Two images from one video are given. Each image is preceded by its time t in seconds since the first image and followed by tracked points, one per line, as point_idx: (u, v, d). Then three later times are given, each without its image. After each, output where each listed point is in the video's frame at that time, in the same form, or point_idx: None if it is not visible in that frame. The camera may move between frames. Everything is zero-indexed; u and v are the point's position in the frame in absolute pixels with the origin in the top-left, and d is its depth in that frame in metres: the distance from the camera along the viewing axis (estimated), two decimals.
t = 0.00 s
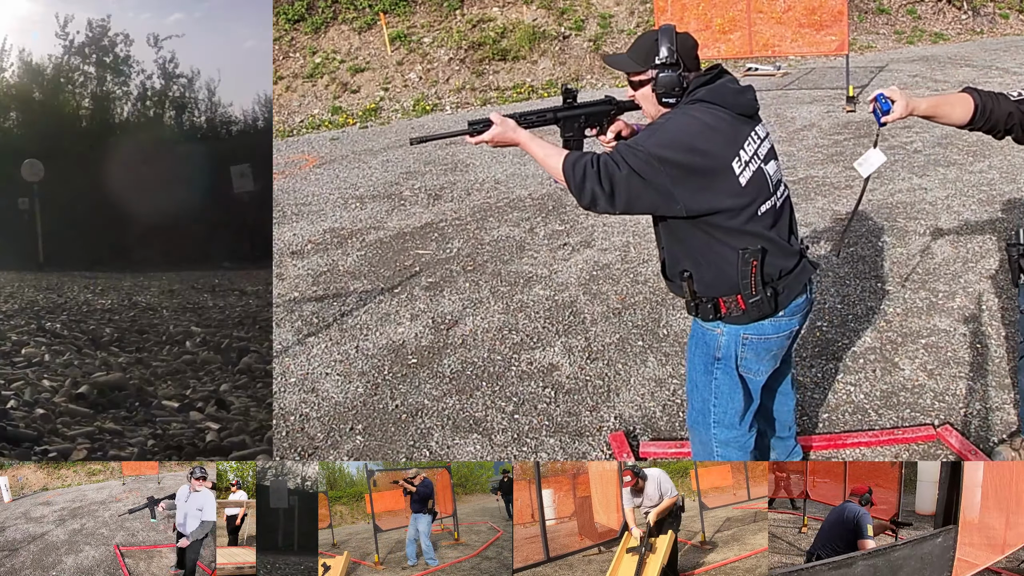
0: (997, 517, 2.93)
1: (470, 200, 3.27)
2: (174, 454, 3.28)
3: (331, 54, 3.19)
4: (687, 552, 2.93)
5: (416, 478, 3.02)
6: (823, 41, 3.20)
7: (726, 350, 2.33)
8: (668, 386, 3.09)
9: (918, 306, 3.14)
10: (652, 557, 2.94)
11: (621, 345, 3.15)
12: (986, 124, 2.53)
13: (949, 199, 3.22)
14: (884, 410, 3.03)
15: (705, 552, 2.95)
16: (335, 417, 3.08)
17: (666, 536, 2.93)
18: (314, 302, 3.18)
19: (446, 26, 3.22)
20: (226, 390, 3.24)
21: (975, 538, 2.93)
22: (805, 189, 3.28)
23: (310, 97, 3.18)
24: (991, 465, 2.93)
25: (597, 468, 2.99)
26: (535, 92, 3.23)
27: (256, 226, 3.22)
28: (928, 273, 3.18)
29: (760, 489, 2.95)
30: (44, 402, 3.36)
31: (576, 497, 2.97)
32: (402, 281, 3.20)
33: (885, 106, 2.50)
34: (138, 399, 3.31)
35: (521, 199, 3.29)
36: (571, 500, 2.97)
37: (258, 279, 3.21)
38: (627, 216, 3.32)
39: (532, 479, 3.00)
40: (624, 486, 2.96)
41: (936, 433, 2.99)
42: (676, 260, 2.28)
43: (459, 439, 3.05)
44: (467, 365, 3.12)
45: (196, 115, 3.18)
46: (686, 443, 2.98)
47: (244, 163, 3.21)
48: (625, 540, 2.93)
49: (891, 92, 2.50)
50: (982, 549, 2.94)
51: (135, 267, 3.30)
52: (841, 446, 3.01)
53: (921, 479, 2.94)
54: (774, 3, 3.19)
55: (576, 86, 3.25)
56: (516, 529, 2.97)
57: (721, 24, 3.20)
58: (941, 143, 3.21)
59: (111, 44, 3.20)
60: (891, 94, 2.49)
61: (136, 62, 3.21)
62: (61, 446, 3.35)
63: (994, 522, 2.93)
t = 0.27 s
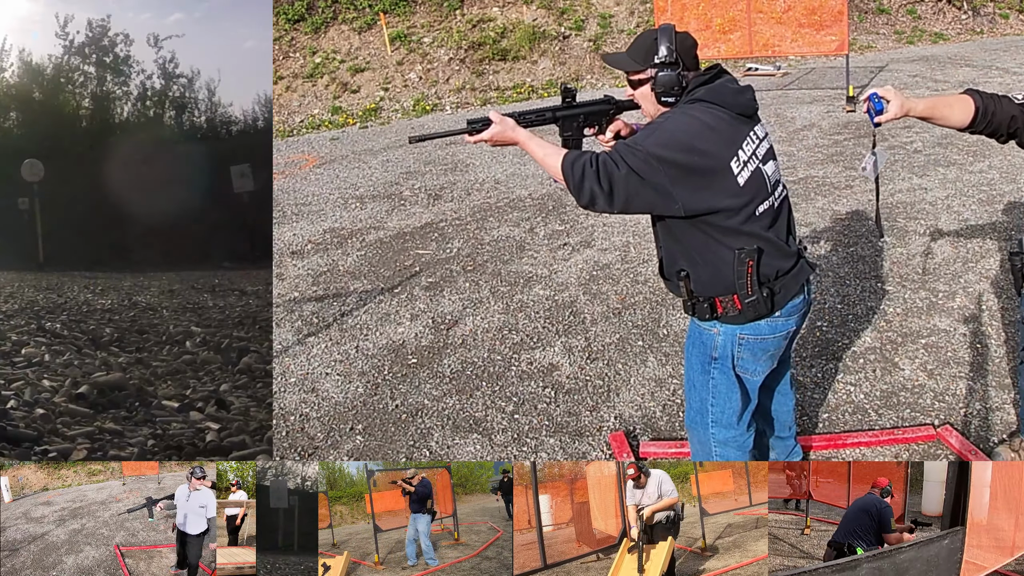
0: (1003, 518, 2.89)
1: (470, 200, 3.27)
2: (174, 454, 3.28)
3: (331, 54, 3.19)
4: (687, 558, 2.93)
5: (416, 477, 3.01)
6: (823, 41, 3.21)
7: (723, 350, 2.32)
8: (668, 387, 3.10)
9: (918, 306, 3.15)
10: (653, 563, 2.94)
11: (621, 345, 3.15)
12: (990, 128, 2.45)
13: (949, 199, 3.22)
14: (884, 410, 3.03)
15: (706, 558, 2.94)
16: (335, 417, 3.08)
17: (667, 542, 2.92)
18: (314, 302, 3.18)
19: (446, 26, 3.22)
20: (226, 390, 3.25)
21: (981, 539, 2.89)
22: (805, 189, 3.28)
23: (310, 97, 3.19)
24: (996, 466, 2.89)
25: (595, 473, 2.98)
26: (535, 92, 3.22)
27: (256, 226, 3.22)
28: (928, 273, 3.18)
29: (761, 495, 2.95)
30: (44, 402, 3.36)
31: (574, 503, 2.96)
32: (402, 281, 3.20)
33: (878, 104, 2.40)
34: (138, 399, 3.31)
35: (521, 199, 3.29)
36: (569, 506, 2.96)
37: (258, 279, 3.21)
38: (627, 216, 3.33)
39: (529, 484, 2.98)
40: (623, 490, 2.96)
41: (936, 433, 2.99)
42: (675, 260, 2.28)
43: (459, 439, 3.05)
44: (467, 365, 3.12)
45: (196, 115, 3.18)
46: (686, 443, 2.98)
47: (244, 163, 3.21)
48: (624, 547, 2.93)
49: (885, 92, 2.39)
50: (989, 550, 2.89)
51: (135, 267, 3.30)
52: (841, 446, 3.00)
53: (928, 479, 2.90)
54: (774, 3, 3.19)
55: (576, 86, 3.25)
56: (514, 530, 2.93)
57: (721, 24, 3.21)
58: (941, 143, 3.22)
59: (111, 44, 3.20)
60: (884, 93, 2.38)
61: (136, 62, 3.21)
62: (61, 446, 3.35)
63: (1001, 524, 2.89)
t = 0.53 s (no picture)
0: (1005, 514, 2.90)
1: (470, 200, 3.28)
2: (174, 454, 3.28)
3: (331, 54, 3.18)
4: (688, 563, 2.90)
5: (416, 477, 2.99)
6: (823, 41, 3.20)
7: (724, 350, 2.32)
8: (668, 387, 3.09)
9: (917, 306, 3.15)
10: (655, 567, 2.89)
11: (621, 345, 3.15)
12: (993, 131, 2.37)
13: (949, 199, 3.22)
14: (884, 410, 3.03)
15: (706, 564, 2.91)
16: (335, 417, 3.08)
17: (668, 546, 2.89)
18: (314, 302, 3.18)
19: (446, 26, 3.22)
20: (226, 390, 3.25)
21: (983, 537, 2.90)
22: (805, 189, 3.29)
23: (310, 97, 3.18)
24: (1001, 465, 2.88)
25: (593, 478, 2.95)
26: (536, 92, 3.22)
27: (255, 226, 3.22)
28: (927, 273, 3.19)
29: (761, 501, 2.91)
30: (44, 402, 3.37)
31: (571, 509, 2.93)
32: (402, 281, 3.20)
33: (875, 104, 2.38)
34: (138, 399, 3.31)
35: (521, 199, 3.30)
36: (567, 512, 2.93)
37: (258, 279, 3.22)
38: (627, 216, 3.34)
39: (527, 489, 2.95)
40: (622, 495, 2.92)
41: (936, 433, 2.98)
42: (675, 259, 2.28)
43: (459, 439, 3.05)
44: (466, 365, 3.12)
45: (196, 115, 3.18)
46: (685, 443, 2.97)
47: (244, 163, 3.22)
48: (625, 552, 2.89)
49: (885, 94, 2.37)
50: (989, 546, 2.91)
51: (135, 267, 3.30)
52: (841, 446, 3.00)
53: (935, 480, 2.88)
54: (774, 3, 3.18)
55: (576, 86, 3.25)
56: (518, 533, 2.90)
57: (721, 24, 3.21)
58: (941, 143, 3.22)
59: (110, 44, 3.20)
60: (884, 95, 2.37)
61: (136, 62, 3.21)
62: (61, 446, 3.35)
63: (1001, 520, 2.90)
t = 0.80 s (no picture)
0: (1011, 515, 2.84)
1: (471, 200, 3.29)
2: (174, 454, 3.27)
3: (331, 55, 3.18)
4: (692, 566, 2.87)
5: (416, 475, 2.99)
6: (823, 41, 3.21)
7: (724, 350, 2.32)
8: (668, 387, 3.09)
9: (918, 306, 3.15)
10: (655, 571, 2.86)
11: (621, 345, 3.15)
12: (993, 134, 2.35)
13: (949, 199, 3.22)
14: (884, 410, 3.03)
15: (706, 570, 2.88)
16: (335, 417, 3.08)
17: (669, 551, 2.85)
18: (314, 302, 3.18)
19: (446, 26, 3.22)
20: (226, 390, 3.24)
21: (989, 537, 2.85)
22: (805, 189, 3.30)
23: (310, 97, 3.18)
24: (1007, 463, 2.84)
25: (592, 481, 2.91)
26: (536, 93, 3.23)
27: (256, 226, 3.23)
28: (927, 273, 3.18)
29: (761, 504, 2.89)
30: (44, 402, 3.37)
31: (569, 513, 2.89)
32: (402, 281, 3.21)
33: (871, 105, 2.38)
34: (138, 399, 3.31)
35: (521, 199, 3.33)
36: (564, 516, 2.89)
37: (258, 279, 3.22)
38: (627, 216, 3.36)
39: (524, 494, 2.93)
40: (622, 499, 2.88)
41: (936, 433, 2.98)
42: (675, 259, 2.27)
43: (459, 439, 3.05)
44: (466, 365, 3.12)
45: (196, 115, 3.18)
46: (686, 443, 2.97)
47: (243, 163, 3.22)
48: (623, 557, 2.87)
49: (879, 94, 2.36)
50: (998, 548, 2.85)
51: (135, 267, 3.30)
52: (842, 446, 3.00)
53: (941, 479, 2.84)
54: (774, 3, 3.18)
55: (576, 86, 3.25)
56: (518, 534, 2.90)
57: (721, 24, 3.21)
58: (941, 143, 3.23)
59: (110, 44, 3.20)
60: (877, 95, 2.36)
61: (135, 62, 3.21)
62: (61, 446, 3.35)
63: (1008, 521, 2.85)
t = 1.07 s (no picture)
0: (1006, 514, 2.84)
1: (470, 200, 3.33)
2: (174, 454, 3.26)
3: (331, 55, 3.17)
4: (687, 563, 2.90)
5: (411, 473, 2.95)
6: (824, 41, 3.21)
7: (725, 349, 2.31)
8: (668, 387, 3.09)
9: (918, 306, 3.15)
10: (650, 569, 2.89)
11: (621, 346, 3.16)
12: (992, 135, 2.34)
13: (949, 199, 3.23)
14: (884, 410, 3.02)
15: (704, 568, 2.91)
16: (335, 418, 3.07)
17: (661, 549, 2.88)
18: (314, 302, 3.18)
19: (446, 26, 3.21)
20: (226, 390, 3.25)
21: (987, 537, 2.85)
22: (805, 189, 3.32)
23: (310, 97, 3.18)
24: (1002, 464, 2.83)
25: (585, 479, 2.91)
26: (535, 92, 3.26)
27: (256, 226, 3.23)
28: (927, 273, 3.19)
29: (760, 503, 2.87)
30: (44, 402, 3.38)
31: (562, 511, 2.88)
32: (402, 281, 3.22)
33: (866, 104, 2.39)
34: (139, 399, 3.31)
35: (521, 199, 3.38)
36: (558, 514, 2.88)
37: (258, 279, 3.22)
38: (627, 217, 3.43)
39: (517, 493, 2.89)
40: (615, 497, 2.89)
41: (936, 433, 2.94)
42: (675, 260, 2.27)
43: (459, 439, 3.03)
44: (466, 365, 3.12)
45: (196, 115, 3.18)
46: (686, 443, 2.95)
47: (244, 163, 3.23)
48: (617, 556, 2.87)
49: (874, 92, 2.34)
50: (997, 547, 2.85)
51: (135, 267, 3.30)
52: (842, 446, 2.96)
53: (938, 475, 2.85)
54: (774, 3, 3.18)
55: (575, 87, 3.27)
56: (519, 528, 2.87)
57: (721, 24, 3.21)
58: (941, 143, 3.24)
59: (110, 44, 3.20)
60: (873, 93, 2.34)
61: (136, 62, 3.21)
62: (61, 446, 3.35)
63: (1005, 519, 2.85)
